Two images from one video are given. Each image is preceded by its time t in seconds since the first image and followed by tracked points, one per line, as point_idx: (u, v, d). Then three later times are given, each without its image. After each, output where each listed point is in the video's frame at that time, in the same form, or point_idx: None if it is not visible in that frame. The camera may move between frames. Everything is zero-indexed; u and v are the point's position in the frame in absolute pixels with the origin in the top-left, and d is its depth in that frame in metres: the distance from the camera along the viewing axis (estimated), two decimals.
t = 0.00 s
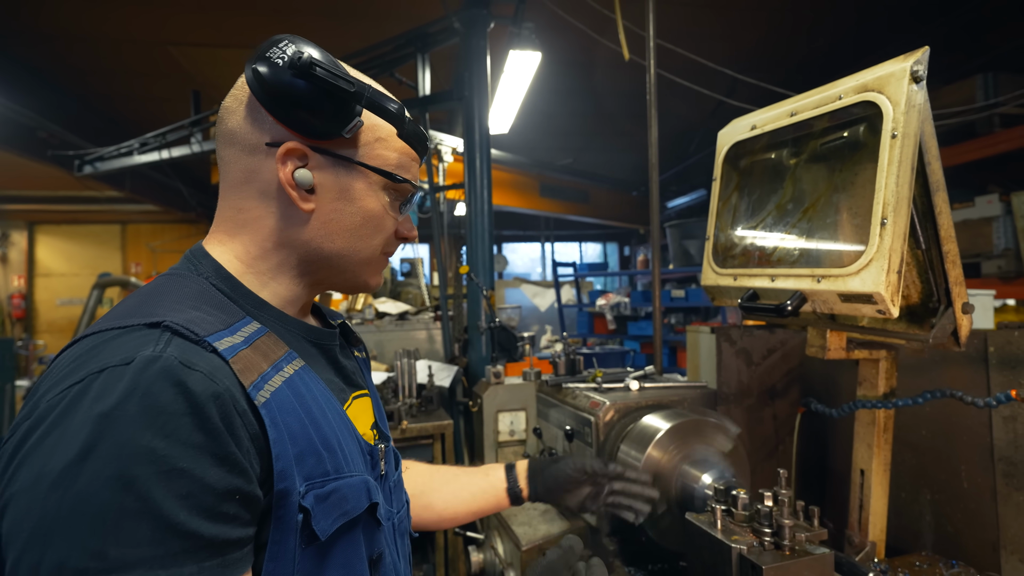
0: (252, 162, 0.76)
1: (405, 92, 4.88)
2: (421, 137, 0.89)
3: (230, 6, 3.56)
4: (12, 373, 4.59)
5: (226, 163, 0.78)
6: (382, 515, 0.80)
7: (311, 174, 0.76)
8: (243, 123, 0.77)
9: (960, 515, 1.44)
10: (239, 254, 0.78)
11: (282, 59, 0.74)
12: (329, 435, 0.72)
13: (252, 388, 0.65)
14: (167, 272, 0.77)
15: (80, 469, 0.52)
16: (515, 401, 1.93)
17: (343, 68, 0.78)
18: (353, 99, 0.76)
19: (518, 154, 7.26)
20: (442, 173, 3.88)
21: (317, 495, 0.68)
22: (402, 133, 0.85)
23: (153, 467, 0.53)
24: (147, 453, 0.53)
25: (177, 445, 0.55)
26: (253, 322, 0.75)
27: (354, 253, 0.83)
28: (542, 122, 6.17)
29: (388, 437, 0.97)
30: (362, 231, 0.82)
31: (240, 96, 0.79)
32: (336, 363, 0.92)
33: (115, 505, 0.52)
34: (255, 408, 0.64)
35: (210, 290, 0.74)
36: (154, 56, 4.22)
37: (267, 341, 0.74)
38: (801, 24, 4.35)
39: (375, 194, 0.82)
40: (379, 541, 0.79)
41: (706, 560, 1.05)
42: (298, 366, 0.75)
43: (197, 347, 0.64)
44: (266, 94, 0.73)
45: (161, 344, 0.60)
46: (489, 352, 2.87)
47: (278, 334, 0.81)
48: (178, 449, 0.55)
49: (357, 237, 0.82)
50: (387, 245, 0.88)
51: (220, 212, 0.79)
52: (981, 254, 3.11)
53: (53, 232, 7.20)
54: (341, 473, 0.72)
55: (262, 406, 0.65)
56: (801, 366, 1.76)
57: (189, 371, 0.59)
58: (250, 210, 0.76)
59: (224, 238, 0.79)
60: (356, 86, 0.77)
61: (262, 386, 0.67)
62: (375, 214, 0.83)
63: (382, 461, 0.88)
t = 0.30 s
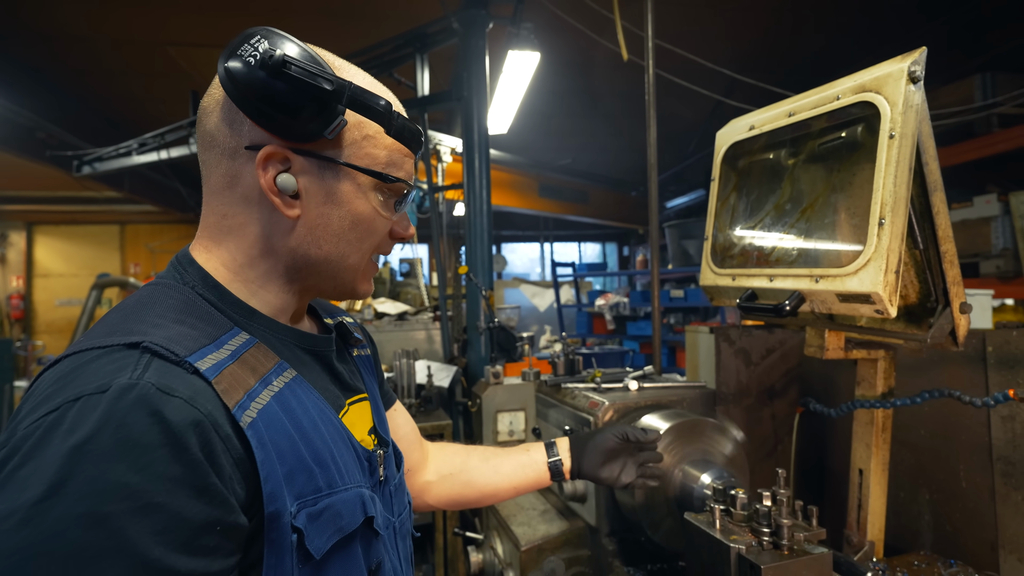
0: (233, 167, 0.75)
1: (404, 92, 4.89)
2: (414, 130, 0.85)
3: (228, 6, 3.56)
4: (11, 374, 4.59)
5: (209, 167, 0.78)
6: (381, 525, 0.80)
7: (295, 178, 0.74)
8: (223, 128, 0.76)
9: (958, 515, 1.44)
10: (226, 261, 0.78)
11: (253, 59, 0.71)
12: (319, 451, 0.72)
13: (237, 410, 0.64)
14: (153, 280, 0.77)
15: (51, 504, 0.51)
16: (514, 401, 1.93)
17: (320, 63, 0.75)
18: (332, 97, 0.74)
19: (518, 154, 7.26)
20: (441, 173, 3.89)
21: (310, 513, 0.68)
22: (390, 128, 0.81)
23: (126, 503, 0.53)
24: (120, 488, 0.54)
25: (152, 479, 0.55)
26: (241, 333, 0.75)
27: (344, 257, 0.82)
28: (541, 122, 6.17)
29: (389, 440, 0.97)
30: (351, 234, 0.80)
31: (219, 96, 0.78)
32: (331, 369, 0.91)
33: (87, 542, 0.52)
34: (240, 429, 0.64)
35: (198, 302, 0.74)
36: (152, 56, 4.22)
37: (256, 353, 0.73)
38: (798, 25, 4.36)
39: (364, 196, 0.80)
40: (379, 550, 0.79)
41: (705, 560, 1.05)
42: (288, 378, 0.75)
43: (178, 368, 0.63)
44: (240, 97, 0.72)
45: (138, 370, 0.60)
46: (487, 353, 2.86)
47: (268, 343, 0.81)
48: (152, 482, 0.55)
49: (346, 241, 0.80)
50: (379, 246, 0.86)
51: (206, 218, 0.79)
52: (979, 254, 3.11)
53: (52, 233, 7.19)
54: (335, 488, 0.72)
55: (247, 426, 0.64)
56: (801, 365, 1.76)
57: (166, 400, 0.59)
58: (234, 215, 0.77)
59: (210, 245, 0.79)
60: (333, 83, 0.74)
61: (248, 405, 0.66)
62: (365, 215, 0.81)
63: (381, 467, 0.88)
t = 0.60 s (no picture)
0: (225, 168, 0.75)
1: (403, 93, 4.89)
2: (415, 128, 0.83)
3: (228, 6, 3.56)
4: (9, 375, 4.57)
5: (202, 169, 0.78)
6: (381, 531, 0.80)
7: (288, 182, 0.74)
8: (214, 128, 0.76)
9: (958, 515, 1.44)
10: (221, 264, 0.78)
11: (239, 57, 0.70)
12: (314, 459, 0.71)
13: (228, 420, 0.64)
14: (150, 280, 0.77)
15: (19, 517, 0.50)
16: (513, 401, 1.93)
17: (310, 60, 0.73)
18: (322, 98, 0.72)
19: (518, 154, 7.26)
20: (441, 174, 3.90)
21: (305, 523, 0.67)
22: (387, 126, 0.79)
23: (97, 520, 0.52)
24: (91, 504, 0.52)
25: (125, 496, 0.54)
26: (236, 337, 0.75)
27: (343, 261, 0.81)
28: (540, 122, 6.17)
29: (391, 442, 0.96)
30: (347, 238, 0.79)
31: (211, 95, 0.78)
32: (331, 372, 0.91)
33: (53, 559, 0.50)
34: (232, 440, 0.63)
35: (193, 305, 0.74)
36: (151, 57, 4.21)
37: (251, 358, 0.73)
38: (798, 25, 4.36)
39: (361, 199, 0.79)
40: (378, 556, 0.79)
41: (703, 560, 1.05)
42: (284, 384, 0.74)
43: (168, 377, 0.63)
44: (228, 99, 0.71)
45: (123, 378, 0.59)
46: (487, 353, 2.86)
47: (265, 346, 0.80)
48: (126, 498, 0.53)
49: (343, 244, 0.79)
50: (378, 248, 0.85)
51: (202, 219, 0.79)
52: (979, 254, 3.11)
53: (51, 233, 7.18)
54: (330, 496, 0.72)
55: (239, 436, 0.63)
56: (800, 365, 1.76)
57: (149, 413, 0.57)
58: (228, 217, 0.76)
59: (205, 246, 0.79)
60: (324, 82, 0.72)
61: (241, 415, 0.65)
62: (362, 219, 0.80)
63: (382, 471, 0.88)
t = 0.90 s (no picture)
0: (217, 168, 0.75)
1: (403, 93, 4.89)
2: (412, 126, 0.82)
3: (227, 5, 3.55)
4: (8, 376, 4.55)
5: (195, 171, 0.78)
6: (377, 536, 0.79)
7: (279, 184, 0.74)
8: (205, 127, 0.76)
9: (957, 515, 1.44)
10: (215, 265, 0.77)
11: (228, 55, 0.70)
12: (308, 466, 0.71)
13: (220, 426, 0.63)
14: (144, 281, 0.77)
15: (8, 529, 0.49)
16: (511, 401, 1.92)
17: (301, 58, 0.73)
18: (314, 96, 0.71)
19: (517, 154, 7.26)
20: (440, 173, 3.89)
21: (298, 530, 0.67)
22: (381, 124, 0.78)
23: (89, 529, 0.52)
24: (84, 513, 0.52)
25: (116, 505, 0.53)
26: (230, 340, 0.74)
27: (338, 262, 0.80)
28: (540, 121, 6.16)
29: (388, 445, 0.96)
30: (342, 240, 0.79)
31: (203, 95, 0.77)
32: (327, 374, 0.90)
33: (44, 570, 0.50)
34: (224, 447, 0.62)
35: (187, 308, 0.73)
36: (150, 56, 4.21)
37: (245, 362, 0.73)
38: (797, 24, 4.36)
39: (356, 201, 0.78)
40: (373, 560, 0.78)
41: (701, 560, 1.05)
42: (279, 389, 0.74)
43: (159, 384, 0.62)
44: (218, 99, 0.71)
45: (113, 386, 0.58)
46: (486, 353, 2.86)
47: (260, 350, 0.80)
48: (118, 507, 0.53)
49: (337, 245, 0.79)
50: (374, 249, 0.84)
51: (196, 220, 0.79)
52: (978, 253, 3.11)
53: (50, 234, 7.16)
54: (325, 502, 0.72)
55: (232, 443, 0.63)
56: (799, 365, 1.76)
57: (139, 420, 0.57)
58: (221, 219, 0.76)
59: (200, 248, 0.78)
60: (316, 82, 0.72)
61: (234, 421, 0.65)
62: (357, 220, 0.79)
63: (379, 473, 0.87)
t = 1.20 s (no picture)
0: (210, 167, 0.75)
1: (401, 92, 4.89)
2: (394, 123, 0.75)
3: (226, 5, 3.54)
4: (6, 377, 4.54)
5: (186, 166, 0.77)
6: (371, 532, 0.79)
7: (244, 177, 0.70)
8: (191, 120, 0.75)
9: (956, 514, 1.44)
10: (208, 262, 0.77)
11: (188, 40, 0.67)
12: (302, 460, 0.71)
13: (214, 418, 0.63)
14: (142, 279, 0.77)
15: (7, 513, 0.50)
16: (511, 401, 1.92)
17: (268, 51, 0.68)
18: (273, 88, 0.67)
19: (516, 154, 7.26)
20: (439, 172, 3.90)
21: (291, 523, 0.67)
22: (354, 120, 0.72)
23: (83, 517, 0.52)
24: (77, 501, 0.52)
25: (110, 494, 0.53)
26: (225, 337, 0.74)
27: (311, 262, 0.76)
28: (539, 121, 6.16)
29: (384, 443, 0.96)
30: (313, 239, 0.74)
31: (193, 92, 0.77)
32: (323, 372, 0.89)
33: (38, 557, 0.50)
34: (219, 438, 0.62)
35: (184, 304, 0.73)
36: (148, 56, 4.20)
37: (240, 358, 0.73)
38: (795, 24, 4.36)
39: (327, 200, 0.72)
40: (367, 557, 0.78)
41: (698, 558, 1.06)
42: (273, 384, 0.74)
43: (154, 377, 0.62)
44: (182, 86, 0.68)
45: (109, 377, 0.58)
46: (485, 353, 2.86)
47: (254, 346, 0.79)
48: (111, 497, 0.53)
49: (307, 245, 0.74)
50: (352, 253, 0.78)
51: (191, 217, 0.79)
52: (977, 252, 3.11)
53: (49, 234, 7.15)
54: (318, 496, 0.72)
55: (225, 435, 0.63)
56: (798, 365, 1.76)
57: (133, 411, 0.56)
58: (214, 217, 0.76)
59: (196, 244, 0.78)
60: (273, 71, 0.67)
61: (228, 413, 0.65)
62: (328, 219, 0.73)
63: (374, 472, 0.87)
